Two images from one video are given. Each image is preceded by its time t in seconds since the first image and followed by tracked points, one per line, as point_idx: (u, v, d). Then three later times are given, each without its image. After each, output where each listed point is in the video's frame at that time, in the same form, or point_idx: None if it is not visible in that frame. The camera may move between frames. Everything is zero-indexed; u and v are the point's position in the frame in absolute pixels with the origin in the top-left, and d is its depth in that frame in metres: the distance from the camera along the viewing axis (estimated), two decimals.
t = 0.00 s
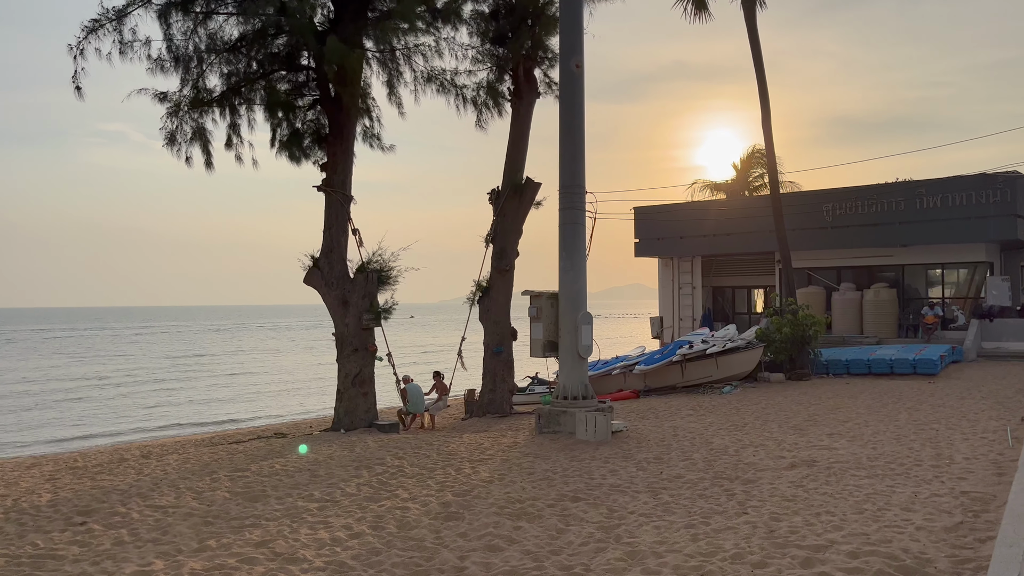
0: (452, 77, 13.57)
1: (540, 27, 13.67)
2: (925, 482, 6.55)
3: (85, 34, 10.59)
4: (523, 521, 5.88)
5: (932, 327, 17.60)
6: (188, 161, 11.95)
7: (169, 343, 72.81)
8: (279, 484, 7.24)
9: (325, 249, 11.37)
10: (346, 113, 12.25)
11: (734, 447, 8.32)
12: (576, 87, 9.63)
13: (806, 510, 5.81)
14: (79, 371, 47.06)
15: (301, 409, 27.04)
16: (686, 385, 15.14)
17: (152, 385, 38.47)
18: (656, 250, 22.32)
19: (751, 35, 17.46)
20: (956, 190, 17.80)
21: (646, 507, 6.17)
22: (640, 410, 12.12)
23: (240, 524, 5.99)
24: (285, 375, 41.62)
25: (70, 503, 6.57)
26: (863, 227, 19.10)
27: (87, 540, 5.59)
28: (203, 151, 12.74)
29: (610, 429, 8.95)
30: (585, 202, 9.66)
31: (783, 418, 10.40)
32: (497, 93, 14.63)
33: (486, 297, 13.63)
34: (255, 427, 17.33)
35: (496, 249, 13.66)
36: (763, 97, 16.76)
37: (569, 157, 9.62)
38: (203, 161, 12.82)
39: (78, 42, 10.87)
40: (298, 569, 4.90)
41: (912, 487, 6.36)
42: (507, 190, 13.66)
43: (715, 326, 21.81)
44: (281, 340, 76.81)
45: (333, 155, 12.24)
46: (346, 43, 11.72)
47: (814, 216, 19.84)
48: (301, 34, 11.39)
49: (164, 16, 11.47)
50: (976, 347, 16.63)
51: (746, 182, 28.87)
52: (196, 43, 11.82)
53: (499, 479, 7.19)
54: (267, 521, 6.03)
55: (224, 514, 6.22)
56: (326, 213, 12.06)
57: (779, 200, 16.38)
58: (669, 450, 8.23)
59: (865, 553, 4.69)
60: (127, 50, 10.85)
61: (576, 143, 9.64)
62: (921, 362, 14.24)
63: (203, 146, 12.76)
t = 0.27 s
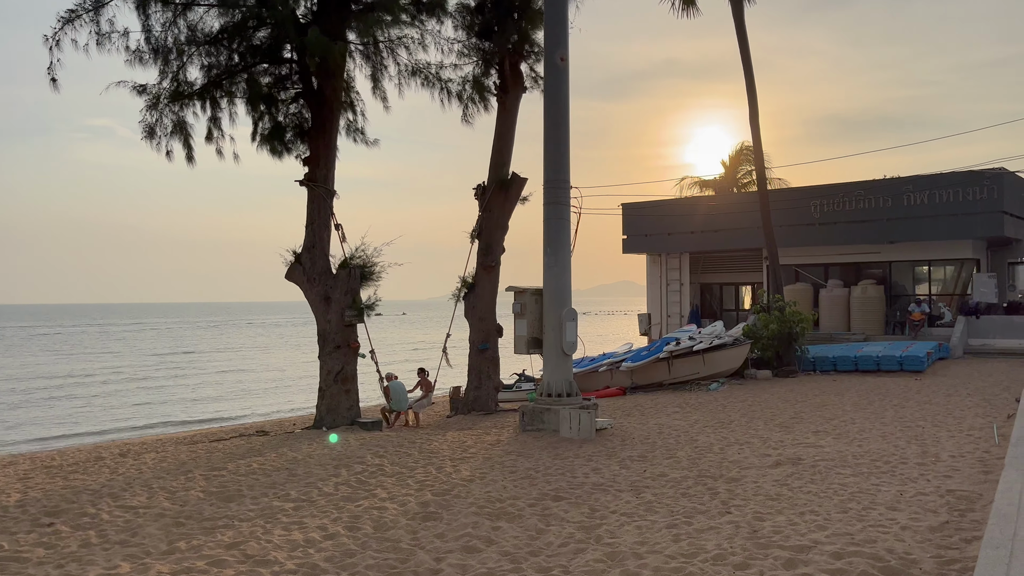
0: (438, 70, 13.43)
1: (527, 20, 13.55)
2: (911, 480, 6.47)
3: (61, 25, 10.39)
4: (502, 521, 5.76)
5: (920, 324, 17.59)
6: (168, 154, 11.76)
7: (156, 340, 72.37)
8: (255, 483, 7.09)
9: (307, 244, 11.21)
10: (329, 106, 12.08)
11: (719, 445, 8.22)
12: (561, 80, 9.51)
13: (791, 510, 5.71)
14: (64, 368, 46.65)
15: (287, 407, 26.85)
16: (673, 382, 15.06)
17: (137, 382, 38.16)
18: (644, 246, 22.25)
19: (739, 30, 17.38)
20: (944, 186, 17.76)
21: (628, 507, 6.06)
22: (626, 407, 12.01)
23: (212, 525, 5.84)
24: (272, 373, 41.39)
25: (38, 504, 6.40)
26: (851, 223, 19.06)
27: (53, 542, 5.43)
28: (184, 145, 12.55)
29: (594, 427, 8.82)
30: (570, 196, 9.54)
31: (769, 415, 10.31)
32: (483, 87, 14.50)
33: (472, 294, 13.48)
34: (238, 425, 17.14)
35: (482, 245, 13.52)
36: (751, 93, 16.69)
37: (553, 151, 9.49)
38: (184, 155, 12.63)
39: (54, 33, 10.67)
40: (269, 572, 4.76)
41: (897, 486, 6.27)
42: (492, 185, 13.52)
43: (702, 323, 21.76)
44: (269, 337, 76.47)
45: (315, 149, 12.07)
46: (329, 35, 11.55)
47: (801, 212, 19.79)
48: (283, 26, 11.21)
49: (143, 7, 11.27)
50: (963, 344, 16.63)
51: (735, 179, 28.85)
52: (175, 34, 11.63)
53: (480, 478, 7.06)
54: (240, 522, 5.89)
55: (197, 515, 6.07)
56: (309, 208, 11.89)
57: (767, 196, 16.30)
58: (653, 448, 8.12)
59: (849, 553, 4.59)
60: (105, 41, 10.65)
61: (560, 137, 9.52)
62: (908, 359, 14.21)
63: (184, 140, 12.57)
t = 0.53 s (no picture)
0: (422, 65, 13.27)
1: (513, 15, 13.40)
2: (897, 481, 6.38)
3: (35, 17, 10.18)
4: (481, 524, 5.63)
5: (906, 322, 17.59)
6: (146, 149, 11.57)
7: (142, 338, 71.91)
8: (231, 485, 6.94)
9: (288, 240, 11.06)
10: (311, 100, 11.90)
11: (703, 445, 8.13)
12: (545, 74, 9.37)
13: (775, 511, 5.60)
14: (48, 366, 46.25)
15: (273, 405, 26.66)
16: (660, 380, 14.98)
17: (121, 381, 37.84)
18: (631, 244, 22.16)
19: (727, 27, 17.31)
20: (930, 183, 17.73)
21: (610, 509, 5.95)
22: (611, 406, 11.91)
23: (183, 529, 5.69)
24: (259, 371, 41.14)
25: (5, 508, 6.23)
26: (838, 221, 19.02)
27: (17, 548, 5.27)
28: (163, 140, 12.35)
29: (578, 427, 8.69)
30: (554, 192, 9.41)
31: (755, 414, 10.23)
32: (469, 82, 14.36)
33: (457, 291, 13.33)
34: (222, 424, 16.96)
35: (467, 242, 13.39)
36: (738, 90, 16.62)
37: (537, 146, 9.37)
38: (164, 150, 12.43)
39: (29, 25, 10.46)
40: None
41: (883, 487, 6.18)
42: (477, 181, 13.38)
43: (690, 320, 21.71)
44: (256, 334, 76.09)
45: (297, 144, 11.89)
46: (311, 28, 11.37)
47: (788, 210, 19.75)
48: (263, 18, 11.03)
49: None
50: (949, 341, 16.65)
51: (723, 176, 28.83)
52: (154, 27, 11.43)
53: (461, 479, 6.93)
54: (212, 526, 5.74)
55: (168, 519, 5.92)
56: (290, 204, 11.71)
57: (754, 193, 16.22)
58: (638, 448, 8.01)
59: (833, 557, 4.49)
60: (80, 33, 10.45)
61: (544, 131, 9.38)
62: (894, 357, 14.17)
63: (164, 135, 12.37)
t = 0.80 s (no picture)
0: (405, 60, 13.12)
1: (497, 10, 13.28)
2: (881, 481, 6.30)
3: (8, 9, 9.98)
4: (457, 527, 5.51)
5: (892, 320, 17.59)
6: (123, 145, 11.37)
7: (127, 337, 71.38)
8: (204, 487, 6.78)
9: (268, 237, 10.90)
10: (291, 95, 11.74)
11: (687, 444, 8.03)
12: (528, 69, 9.25)
13: (756, 513, 5.51)
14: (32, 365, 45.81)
15: (258, 405, 26.44)
16: (645, 378, 14.90)
17: (104, 380, 37.46)
18: (617, 241, 22.08)
19: (713, 23, 17.24)
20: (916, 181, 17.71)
21: (589, 510, 5.84)
22: (596, 404, 11.81)
23: (152, 533, 5.54)
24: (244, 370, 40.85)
25: None
26: (824, 218, 18.99)
27: None
28: (141, 135, 12.15)
29: (561, 426, 8.56)
30: (537, 189, 9.29)
31: (739, 412, 10.15)
32: (452, 78, 14.24)
33: (441, 289, 13.18)
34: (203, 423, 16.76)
35: (451, 239, 13.25)
36: (724, 86, 16.55)
37: (519, 142, 9.24)
38: (142, 146, 12.24)
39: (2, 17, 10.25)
40: None
41: (866, 487, 6.10)
42: (461, 178, 13.24)
43: (676, 318, 21.65)
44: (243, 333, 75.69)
45: (277, 140, 11.71)
46: (291, 22, 11.21)
47: (774, 207, 19.72)
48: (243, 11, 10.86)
49: None
50: (934, 339, 16.64)
51: (711, 174, 28.76)
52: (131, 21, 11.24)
53: (439, 481, 6.80)
54: (181, 530, 5.59)
55: (136, 523, 5.76)
56: (271, 200, 11.54)
57: (740, 190, 16.15)
58: (620, 448, 7.91)
59: (815, 561, 4.39)
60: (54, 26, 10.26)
61: (527, 127, 9.26)
62: (880, 355, 14.12)
63: (142, 130, 12.17)
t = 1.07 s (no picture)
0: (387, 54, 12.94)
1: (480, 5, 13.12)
2: (862, 479, 6.22)
3: None
4: (430, 529, 5.38)
5: (876, 316, 17.59)
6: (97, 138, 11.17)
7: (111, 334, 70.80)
8: (173, 488, 6.63)
9: (245, 233, 10.73)
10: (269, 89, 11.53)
11: (668, 442, 7.93)
12: (508, 62, 9.12)
13: (735, 513, 5.41)
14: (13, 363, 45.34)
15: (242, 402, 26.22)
16: (629, 375, 14.83)
17: (87, 378, 37.11)
18: (603, 238, 22.00)
19: (698, 18, 17.16)
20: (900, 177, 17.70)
21: (566, 511, 5.72)
22: (578, 402, 11.70)
23: (116, 536, 5.39)
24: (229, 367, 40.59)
25: None
26: (808, 214, 18.96)
27: None
28: (117, 128, 11.94)
29: (540, 424, 8.43)
30: (517, 183, 9.15)
31: (722, 410, 10.07)
32: (435, 73, 14.07)
33: (422, 286, 13.04)
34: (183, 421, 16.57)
35: (433, 235, 13.10)
36: (709, 82, 16.47)
37: (499, 136, 9.11)
38: (118, 139, 12.03)
39: None
40: None
41: (847, 486, 6.01)
42: (443, 173, 13.09)
43: (661, 315, 21.60)
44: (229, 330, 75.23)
45: (255, 135, 11.51)
46: (269, 14, 11.00)
47: (759, 204, 19.67)
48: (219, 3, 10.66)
49: None
50: (918, 336, 16.64)
51: (697, 170, 28.72)
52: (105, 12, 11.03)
53: (415, 480, 6.67)
54: (147, 532, 5.44)
55: (100, 525, 5.61)
56: (248, 196, 11.34)
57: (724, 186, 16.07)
58: (600, 446, 7.80)
59: (792, 562, 4.30)
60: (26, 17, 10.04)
61: (507, 120, 9.12)
62: (864, 351, 14.10)
63: (117, 124, 11.96)
